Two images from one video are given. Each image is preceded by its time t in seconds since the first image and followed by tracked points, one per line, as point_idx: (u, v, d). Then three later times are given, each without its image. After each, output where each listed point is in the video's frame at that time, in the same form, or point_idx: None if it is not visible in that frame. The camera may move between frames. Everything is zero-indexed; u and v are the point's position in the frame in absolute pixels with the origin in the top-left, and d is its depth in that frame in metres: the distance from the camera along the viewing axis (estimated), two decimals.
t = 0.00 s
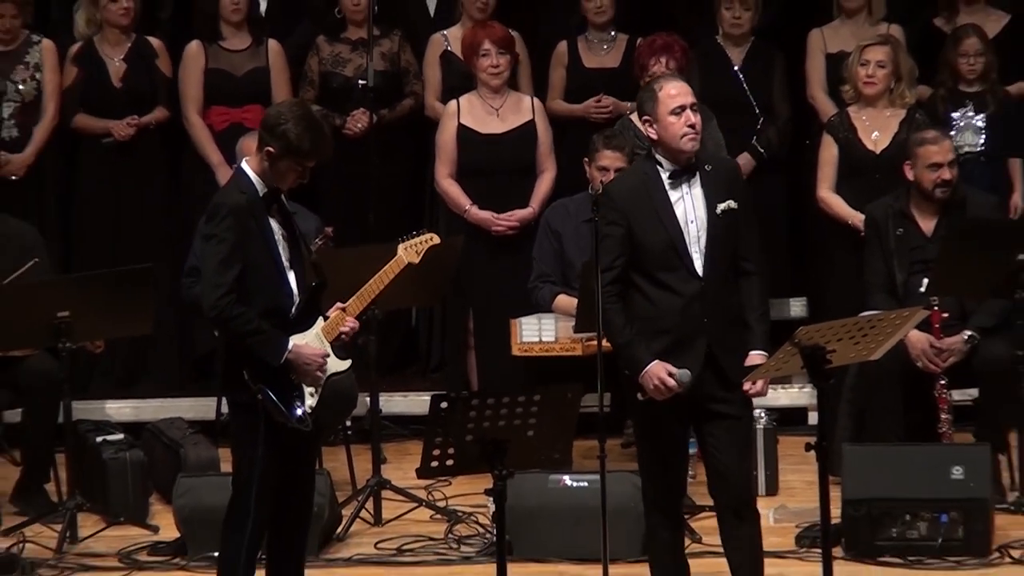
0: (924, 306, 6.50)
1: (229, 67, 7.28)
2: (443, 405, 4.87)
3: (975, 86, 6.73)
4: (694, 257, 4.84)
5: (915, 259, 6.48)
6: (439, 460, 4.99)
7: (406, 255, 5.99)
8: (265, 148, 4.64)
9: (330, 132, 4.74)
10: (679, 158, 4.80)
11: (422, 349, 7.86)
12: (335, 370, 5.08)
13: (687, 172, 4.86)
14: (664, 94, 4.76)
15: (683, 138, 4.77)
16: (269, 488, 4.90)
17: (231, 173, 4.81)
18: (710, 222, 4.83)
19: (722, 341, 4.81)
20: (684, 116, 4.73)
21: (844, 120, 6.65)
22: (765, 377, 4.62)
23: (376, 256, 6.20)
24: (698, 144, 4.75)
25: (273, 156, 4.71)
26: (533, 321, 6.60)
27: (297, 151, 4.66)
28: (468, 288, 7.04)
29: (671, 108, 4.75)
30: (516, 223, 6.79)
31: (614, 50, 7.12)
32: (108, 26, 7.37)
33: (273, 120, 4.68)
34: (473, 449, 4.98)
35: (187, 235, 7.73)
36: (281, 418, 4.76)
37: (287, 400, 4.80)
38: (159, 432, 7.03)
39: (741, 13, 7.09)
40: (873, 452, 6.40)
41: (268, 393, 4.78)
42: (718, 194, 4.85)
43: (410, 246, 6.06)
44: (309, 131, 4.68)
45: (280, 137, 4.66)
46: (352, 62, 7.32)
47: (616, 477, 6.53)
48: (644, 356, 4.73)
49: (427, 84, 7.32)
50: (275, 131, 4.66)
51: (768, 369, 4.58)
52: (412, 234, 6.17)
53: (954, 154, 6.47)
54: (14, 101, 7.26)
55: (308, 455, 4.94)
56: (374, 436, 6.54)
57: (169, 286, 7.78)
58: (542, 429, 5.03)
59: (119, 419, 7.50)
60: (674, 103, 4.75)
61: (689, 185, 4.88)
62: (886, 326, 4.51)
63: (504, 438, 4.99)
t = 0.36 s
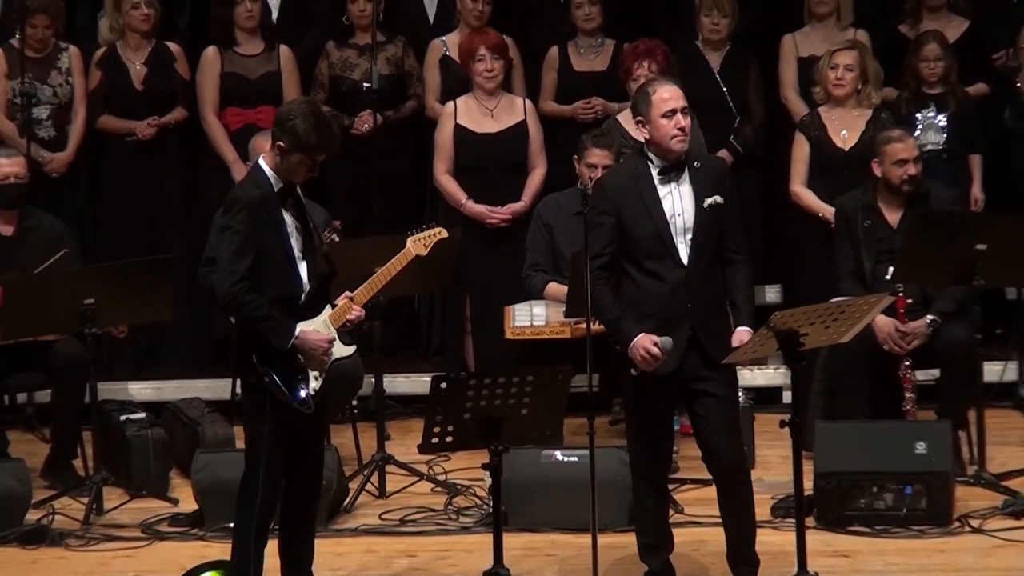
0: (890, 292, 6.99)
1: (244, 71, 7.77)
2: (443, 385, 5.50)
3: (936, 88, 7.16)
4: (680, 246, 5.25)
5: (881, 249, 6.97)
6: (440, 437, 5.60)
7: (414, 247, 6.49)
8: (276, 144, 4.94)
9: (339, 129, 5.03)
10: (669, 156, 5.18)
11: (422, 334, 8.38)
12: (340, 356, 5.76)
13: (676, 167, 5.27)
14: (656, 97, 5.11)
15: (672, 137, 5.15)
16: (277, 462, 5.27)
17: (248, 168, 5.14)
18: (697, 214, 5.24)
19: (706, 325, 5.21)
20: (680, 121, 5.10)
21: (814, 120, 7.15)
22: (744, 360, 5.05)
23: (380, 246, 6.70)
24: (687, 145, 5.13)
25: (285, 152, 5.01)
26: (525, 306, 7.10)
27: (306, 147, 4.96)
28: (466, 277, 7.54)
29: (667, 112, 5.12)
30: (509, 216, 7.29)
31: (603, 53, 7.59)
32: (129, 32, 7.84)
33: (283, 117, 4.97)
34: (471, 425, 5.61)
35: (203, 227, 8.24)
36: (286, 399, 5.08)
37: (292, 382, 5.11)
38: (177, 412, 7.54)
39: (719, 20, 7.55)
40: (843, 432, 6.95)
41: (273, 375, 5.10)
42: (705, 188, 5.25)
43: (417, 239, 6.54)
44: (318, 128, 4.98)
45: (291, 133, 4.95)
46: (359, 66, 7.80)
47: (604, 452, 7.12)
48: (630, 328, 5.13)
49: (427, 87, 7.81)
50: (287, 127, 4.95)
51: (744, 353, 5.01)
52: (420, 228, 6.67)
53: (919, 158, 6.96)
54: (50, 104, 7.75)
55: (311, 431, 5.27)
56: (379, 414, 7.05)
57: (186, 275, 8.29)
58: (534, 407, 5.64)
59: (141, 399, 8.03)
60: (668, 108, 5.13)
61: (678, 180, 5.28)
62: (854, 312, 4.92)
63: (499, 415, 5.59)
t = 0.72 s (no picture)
0: (855, 279, 7.48)
1: (253, 74, 8.29)
2: (439, 365, 5.60)
3: (898, 89, 7.70)
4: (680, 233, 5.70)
5: (847, 240, 7.48)
6: (435, 416, 5.71)
7: (416, 240, 6.91)
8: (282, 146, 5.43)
9: (341, 132, 5.51)
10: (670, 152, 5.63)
11: (421, 318, 8.93)
12: (343, 339, 5.91)
13: (682, 160, 5.72)
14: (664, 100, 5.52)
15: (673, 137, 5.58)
16: (283, 436, 5.83)
17: (257, 165, 5.63)
18: (698, 204, 5.68)
19: (702, 308, 5.63)
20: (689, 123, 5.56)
21: (785, 119, 7.66)
22: (722, 341, 5.34)
23: (380, 238, 7.23)
24: (684, 147, 5.62)
25: (290, 152, 5.50)
26: (516, 294, 7.61)
27: (309, 148, 5.44)
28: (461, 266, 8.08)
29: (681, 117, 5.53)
30: (500, 209, 7.81)
31: (589, 57, 8.11)
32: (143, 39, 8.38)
33: (290, 119, 5.45)
34: (465, 404, 5.71)
35: (214, 220, 8.78)
36: (288, 379, 5.62)
37: (294, 365, 5.64)
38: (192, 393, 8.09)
39: (696, 26, 8.03)
40: (808, 413, 7.48)
41: (277, 358, 5.63)
42: (709, 181, 5.70)
43: (420, 233, 6.99)
44: (321, 131, 5.45)
45: (296, 135, 5.43)
46: (361, 70, 8.30)
47: (590, 430, 7.66)
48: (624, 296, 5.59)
49: (425, 89, 8.33)
50: (292, 129, 5.43)
51: (722, 335, 5.31)
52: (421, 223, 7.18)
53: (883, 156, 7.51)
54: (73, 105, 8.26)
55: (316, 408, 5.80)
56: (379, 393, 7.59)
57: (200, 265, 8.84)
58: (526, 386, 5.75)
59: (158, 380, 8.59)
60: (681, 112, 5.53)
61: (684, 171, 5.74)
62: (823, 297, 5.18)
63: (492, 396, 5.72)
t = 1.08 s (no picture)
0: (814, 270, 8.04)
1: (254, 80, 8.85)
2: (427, 350, 5.95)
3: (854, 93, 8.29)
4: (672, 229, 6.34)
5: (808, 233, 8.02)
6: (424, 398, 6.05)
7: (403, 235, 7.49)
8: (278, 144, 5.97)
9: (332, 133, 6.06)
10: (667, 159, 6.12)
11: (411, 307, 9.52)
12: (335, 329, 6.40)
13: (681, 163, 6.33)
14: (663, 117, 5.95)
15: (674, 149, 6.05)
16: (281, 418, 6.39)
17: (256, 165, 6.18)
18: (690, 206, 6.31)
19: (682, 298, 6.31)
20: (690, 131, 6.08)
21: (749, 122, 8.22)
22: (691, 329, 5.92)
23: (372, 233, 7.80)
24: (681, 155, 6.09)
25: (285, 151, 6.03)
26: (499, 284, 8.19)
27: (302, 148, 5.98)
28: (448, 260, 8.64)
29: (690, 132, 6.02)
30: (486, 206, 8.38)
31: (567, 63, 8.65)
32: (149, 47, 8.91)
33: (285, 120, 5.98)
34: (452, 388, 6.06)
35: (216, 215, 9.36)
36: (285, 364, 6.14)
37: (291, 350, 6.18)
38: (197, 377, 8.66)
39: (666, 35, 8.56)
40: (772, 394, 8.02)
41: (274, 345, 6.16)
42: (703, 185, 6.31)
43: (407, 228, 7.56)
44: (314, 132, 5.98)
45: (289, 134, 5.98)
46: (353, 76, 8.85)
47: (569, 411, 8.25)
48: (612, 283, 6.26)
49: (416, 94, 8.90)
50: (287, 130, 5.96)
51: (691, 324, 5.89)
52: (411, 219, 7.70)
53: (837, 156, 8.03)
54: (81, 109, 8.90)
55: (314, 389, 6.40)
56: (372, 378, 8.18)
57: (204, 257, 9.40)
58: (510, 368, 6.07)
59: (165, 366, 9.16)
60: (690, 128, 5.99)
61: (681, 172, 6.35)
62: (786, 288, 5.77)
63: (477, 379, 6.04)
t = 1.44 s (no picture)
0: (759, 263, 8.62)
1: (237, 87, 9.42)
2: (399, 339, 6.35)
3: (805, 100, 8.93)
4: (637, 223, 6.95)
5: (754, 228, 8.59)
6: (396, 383, 6.44)
7: (377, 231, 7.88)
8: (257, 147, 6.50)
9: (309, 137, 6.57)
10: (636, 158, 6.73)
11: (385, 299, 10.12)
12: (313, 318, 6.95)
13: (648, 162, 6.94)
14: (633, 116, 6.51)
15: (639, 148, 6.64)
16: (263, 402, 6.95)
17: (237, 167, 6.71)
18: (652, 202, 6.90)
19: (643, 287, 6.91)
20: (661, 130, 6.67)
21: (699, 126, 8.82)
22: (646, 317, 6.49)
23: (347, 230, 8.38)
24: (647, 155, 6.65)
25: (265, 154, 6.55)
26: (466, 277, 8.75)
27: (280, 151, 6.50)
28: (419, 255, 9.23)
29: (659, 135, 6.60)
30: (454, 204, 8.96)
31: (529, 71, 9.27)
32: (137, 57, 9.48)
33: (264, 126, 6.50)
34: (422, 374, 6.44)
35: (202, 213, 9.93)
36: (267, 352, 6.74)
37: (273, 338, 6.75)
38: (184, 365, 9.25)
39: (621, 45, 9.20)
40: (722, 378, 8.59)
41: (257, 334, 6.73)
42: (665, 183, 6.89)
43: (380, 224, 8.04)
44: (292, 136, 6.49)
45: (268, 139, 6.49)
46: (327, 83, 9.45)
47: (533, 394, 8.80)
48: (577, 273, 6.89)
49: (389, 100, 9.49)
50: (265, 136, 6.48)
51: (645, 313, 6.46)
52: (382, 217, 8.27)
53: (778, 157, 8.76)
54: (71, 116, 9.44)
55: (293, 374, 6.96)
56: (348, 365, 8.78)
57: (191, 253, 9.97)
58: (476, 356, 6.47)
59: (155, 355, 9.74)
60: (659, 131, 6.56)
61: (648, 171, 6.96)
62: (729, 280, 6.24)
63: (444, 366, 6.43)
